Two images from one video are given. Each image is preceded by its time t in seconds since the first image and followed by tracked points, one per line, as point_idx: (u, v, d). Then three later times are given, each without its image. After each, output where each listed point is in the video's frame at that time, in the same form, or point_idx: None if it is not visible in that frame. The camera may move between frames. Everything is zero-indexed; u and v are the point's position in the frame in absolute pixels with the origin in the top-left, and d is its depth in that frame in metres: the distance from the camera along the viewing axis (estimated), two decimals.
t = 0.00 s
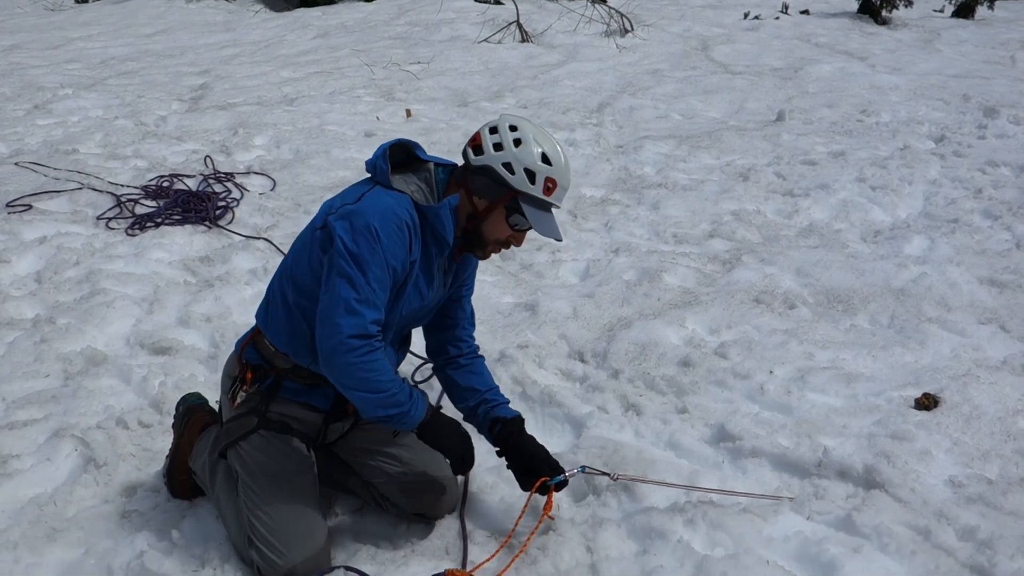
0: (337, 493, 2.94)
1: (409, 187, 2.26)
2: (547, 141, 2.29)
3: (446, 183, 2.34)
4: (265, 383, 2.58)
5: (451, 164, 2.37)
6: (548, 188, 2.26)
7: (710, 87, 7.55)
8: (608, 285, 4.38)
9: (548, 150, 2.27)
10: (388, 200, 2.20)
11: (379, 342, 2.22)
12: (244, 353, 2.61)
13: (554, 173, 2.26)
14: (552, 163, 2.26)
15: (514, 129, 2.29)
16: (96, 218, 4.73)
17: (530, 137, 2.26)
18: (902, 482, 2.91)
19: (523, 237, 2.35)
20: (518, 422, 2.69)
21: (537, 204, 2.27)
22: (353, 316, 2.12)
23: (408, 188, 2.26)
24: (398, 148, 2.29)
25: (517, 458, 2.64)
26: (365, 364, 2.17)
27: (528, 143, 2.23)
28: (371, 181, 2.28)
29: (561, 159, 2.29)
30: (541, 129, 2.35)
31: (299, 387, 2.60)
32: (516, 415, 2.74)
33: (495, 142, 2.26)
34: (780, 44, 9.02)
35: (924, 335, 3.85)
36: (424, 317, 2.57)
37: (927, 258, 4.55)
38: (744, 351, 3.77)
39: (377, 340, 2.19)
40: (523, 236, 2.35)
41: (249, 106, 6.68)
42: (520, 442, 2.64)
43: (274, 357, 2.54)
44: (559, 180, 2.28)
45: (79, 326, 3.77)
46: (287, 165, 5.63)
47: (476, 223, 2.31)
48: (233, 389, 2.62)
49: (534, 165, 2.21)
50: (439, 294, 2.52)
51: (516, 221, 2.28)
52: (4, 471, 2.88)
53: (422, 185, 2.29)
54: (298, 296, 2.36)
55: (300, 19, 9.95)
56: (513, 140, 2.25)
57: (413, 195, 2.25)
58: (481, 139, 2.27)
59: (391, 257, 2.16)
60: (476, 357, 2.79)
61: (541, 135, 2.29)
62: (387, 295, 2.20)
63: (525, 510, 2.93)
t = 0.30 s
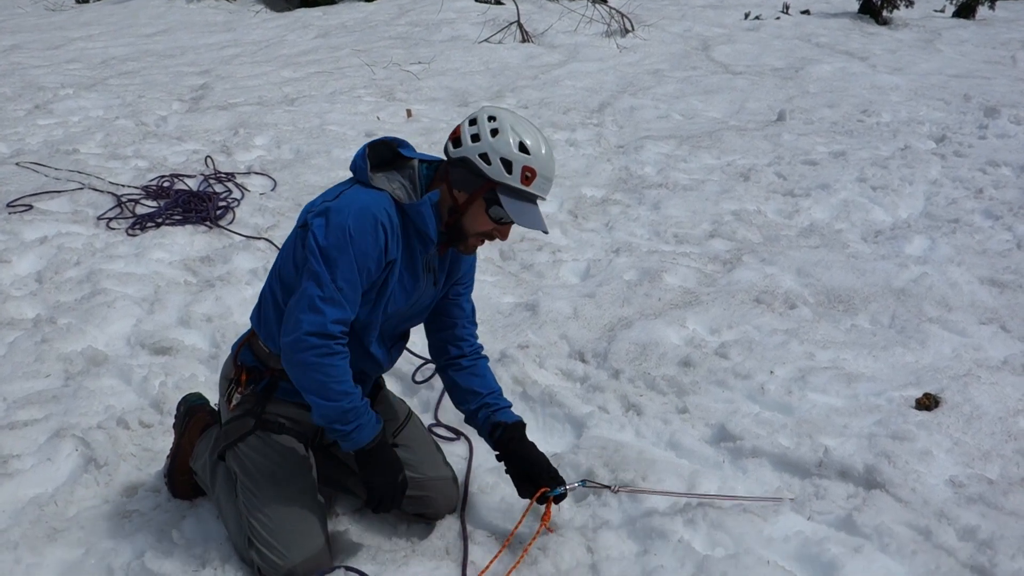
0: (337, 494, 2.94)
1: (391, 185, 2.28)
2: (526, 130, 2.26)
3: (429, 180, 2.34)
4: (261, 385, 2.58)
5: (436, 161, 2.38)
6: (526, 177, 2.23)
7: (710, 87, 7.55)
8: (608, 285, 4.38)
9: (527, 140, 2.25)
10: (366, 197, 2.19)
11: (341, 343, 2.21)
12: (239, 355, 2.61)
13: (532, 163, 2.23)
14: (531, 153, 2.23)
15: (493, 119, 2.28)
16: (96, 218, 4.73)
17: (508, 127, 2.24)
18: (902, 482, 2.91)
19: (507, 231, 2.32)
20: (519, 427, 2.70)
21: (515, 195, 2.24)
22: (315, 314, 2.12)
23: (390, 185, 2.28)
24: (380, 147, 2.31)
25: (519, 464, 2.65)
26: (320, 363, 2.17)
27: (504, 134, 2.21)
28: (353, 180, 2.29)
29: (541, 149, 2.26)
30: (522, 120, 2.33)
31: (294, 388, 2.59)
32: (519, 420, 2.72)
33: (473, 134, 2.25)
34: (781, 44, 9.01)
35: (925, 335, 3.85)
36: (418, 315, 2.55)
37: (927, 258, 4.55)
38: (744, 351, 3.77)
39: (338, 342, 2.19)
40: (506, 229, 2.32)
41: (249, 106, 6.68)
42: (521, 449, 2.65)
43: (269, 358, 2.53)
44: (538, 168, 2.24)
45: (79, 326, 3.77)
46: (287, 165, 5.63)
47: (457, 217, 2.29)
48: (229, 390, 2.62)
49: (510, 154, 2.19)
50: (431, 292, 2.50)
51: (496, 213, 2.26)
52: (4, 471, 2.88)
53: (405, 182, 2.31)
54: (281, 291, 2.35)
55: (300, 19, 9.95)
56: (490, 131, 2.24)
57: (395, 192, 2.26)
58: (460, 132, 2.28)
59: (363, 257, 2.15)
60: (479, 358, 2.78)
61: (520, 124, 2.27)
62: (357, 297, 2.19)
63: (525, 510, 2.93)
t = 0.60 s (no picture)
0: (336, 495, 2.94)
1: (398, 198, 2.26)
2: (533, 143, 2.24)
3: (435, 192, 2.32)
4: (263, 386, 2.60)
5: (444, 171, 2.36)
6: (533, 193, 2.21)
7: (710, 87, 7.56)
8: (608, 286, 4.38)
9: (534, 153, 2.22)
10: (374, 214, 2.17)
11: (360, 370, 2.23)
12: (242, 355, 2.62)
13: (539, 179, 2.21)
14: (537, 167, 2.21)
15: (500, 131, 2.26)
16: (97, 219, 4.74)
17: (514, 140, 2.22)
18: (903, 483, 2.91)
19: (513, 244, 2.32)
20: (516, 439, 2.72)
21: (521, 210, 2.23)
22: (329, 339, 2.16)
23: (397, 198, 2.26)
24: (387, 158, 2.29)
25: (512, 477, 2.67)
26: (338, 391, 2.20)
27: (511, 148, 2.19)
28: (359, 191, 2.27)
29: (548, 163, 2.24)
30: (530, 131, 2.30)
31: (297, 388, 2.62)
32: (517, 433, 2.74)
33: (479, 146, 2.23)
34: (781, 45, 9.02)
35: (925, 336, 3.85)
36: (423, 322, 2.57)
37: (928, 259, 4.55)
38: (744, 352, 3.77)
39: (355, 368, 2.20)
40: (513, 243, 2.31)
41: (249, 106, 6.69)
42: (516, 463, 2.67)
43: (272, 359, 2.56)
44: (545, 183, 2.22)
45: (80, 326, 3.77)
46: (288, 166, 5.64)
47: (464, 231, 2.28)
48: (231, 390, 2.63)
49: (516, 170, 2.17)
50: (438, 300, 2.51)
51: (502, 227, 2.25)
52: (4, 472, 2.88)
53: (412, 194, 2.29)
54: (292, 304, 2.37)
55: (301, 20, 9.95)
56: (496, 144, 2.21)
57: (402, 206, 2.25)
58: (467, 145, 2.25)
59: (374, 278, 2.16)
60: (482, 365, 2.78)
61: (527, 137, 2.24)
62: (373, 319, 2.21)
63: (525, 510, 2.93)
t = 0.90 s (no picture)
0: (336, 495, 2.93)
1: (410, 204, 2.27)
2: (547, 151, 2.24)
3: (447, 197, 2.32)
4: (265, 384, 2.61)
5: (456, 176, 2.36)
6: (545, 201, 2.22)
7: (710, 86, 7.55)
8: (607, 285, 4.38)
9: (547, 161, 2.22)
10: (386, 219, 2.17)
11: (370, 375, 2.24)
12: (244, 354, 2.62)
13: (552, 187, 2.21)
14: (550, 176, 2.21)
15: (513, 138, 2.25)
16: (96, 218, 4.73)
17: (528, 148, 2.21)
18: (902, 482, 2.91)
19: (523, 251, 2.32)
20: (516, 443, 2.72)
21: (533, 218, 2.23)
22: (339, 344, 2.17)
23: (409, 205, 2.26)
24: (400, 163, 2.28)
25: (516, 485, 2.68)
26: (349, 397, 2.21)
27: (524, 155, 2.19)
28: (370, 194, 2.26)
29: (560, 171, 2.24)
30: (543, 138, 2.31)
31: (300, 388, 2.62)
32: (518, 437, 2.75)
33: (492, 153, 2.23)
34: (780, 44, 9.02)
35: (924, 335, 3.85)
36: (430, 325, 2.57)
37: (927, 258, 4.55)
38: (744, 351, 3.77)
39: (365, 373, 2.22)
40: (523, 251, 2.31)
41: (249, 105, 6.68)
42: (516, 467, 2.68)
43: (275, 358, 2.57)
44: (557, 192, 2.23)
45: (79, 326, 3.77)
46: (287, 165, 5.64)
47: (474, 237, 2.28)
48: (233, 389, 2.63)
49: (529, 178, 2.17)
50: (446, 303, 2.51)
51: (514, 234, 2.25)
52: (4, 471, 2.88)
53: (424, 200, 2.29)
54: (301, 306, 2.37)
55: (300, 19, 9.94)
56: (509, 151, 2.21)
57: (414, 212, 2.26)
58: (480, 151, 2.25)
59: (386, 284, 2.16)
60: (484, 368, 2.78)
61: (541, 145, 2.24)
62: (384, 324, 2.22)
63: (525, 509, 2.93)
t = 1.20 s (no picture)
0: (336, 494, 2.94)
1: (405, 211, 2.25)
2: (536, 154, 2.21)
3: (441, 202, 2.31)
4: (265, 386, 2.60)
5: (449, 179, 2.35)
6: (533, 206, 2.18)
7: (710, 87, 7.55)
8: (608, 285, 4.39)
9: (535, 164, 2.19)
10: (381, 229, 2.16)
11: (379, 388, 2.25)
12: (244, 356, 2.61)
13: (539, 192, 2.18)
14: (538, 179, 2.18)
15: (503, 142, 2.23)
16: (97, 219, 4.73)
17: (517, 151, 2.19)
18: (902, 482, 2.91)
19: (514, 256, 2.30)
20: (483, 443, 2.78)
21: (521, 223, 2.20)
22: (345, 361, 2.18)
23: (404, 211, 2.25)
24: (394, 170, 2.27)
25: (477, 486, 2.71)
26: (358, 412, 2.22)
27: (512, 158, 2.17)
28: (364, 203, 2.26)
29: (549, 174, 2.20)
30: (535, 140, 2.27)
31: (301, 390, 2.62)
32: (486, 437, 2.80)
33: (481, 157, 2.22)
34: (781, 45, 9.02)
35: (925, 335, 3.86)
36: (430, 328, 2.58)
37: (927, 258, 4.55)
38: (744, 351, 3.77)
39: (374, 388, 2.22)
40: (514, 255, 2.29)
41: (249, 106, 6.69)
42: (482, 466, 2.73)
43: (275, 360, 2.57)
44: (546, 196, 2.19)
45: (79, 326, 3.77)
46: (288, 165, 5.64)
47: (464, 240, 2.28)
48: (233, 390, 2.63)
49: (516, 182, 2.15)
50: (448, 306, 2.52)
51: (501, 239, 2.24)
52: (5, 471, 2.88)
53: (418, 206, 2.28)
54: (303, 317, 2.37)
55: (301, 20, 9.94)
56: (498, 155, 2.19)
57: (409, 219, 2.24)
58: (471, 155, 2.24)
59: (387, 296, 2.16)
60: (472, 364, 2.82)
61: (530, 147, 2.21)
62: (388, 336, 2.23)
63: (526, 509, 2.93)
